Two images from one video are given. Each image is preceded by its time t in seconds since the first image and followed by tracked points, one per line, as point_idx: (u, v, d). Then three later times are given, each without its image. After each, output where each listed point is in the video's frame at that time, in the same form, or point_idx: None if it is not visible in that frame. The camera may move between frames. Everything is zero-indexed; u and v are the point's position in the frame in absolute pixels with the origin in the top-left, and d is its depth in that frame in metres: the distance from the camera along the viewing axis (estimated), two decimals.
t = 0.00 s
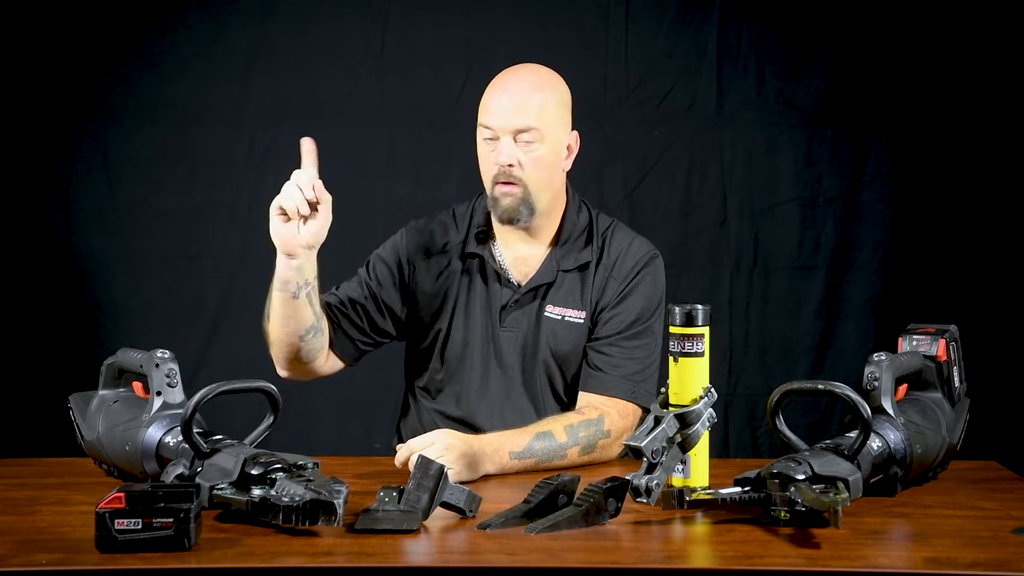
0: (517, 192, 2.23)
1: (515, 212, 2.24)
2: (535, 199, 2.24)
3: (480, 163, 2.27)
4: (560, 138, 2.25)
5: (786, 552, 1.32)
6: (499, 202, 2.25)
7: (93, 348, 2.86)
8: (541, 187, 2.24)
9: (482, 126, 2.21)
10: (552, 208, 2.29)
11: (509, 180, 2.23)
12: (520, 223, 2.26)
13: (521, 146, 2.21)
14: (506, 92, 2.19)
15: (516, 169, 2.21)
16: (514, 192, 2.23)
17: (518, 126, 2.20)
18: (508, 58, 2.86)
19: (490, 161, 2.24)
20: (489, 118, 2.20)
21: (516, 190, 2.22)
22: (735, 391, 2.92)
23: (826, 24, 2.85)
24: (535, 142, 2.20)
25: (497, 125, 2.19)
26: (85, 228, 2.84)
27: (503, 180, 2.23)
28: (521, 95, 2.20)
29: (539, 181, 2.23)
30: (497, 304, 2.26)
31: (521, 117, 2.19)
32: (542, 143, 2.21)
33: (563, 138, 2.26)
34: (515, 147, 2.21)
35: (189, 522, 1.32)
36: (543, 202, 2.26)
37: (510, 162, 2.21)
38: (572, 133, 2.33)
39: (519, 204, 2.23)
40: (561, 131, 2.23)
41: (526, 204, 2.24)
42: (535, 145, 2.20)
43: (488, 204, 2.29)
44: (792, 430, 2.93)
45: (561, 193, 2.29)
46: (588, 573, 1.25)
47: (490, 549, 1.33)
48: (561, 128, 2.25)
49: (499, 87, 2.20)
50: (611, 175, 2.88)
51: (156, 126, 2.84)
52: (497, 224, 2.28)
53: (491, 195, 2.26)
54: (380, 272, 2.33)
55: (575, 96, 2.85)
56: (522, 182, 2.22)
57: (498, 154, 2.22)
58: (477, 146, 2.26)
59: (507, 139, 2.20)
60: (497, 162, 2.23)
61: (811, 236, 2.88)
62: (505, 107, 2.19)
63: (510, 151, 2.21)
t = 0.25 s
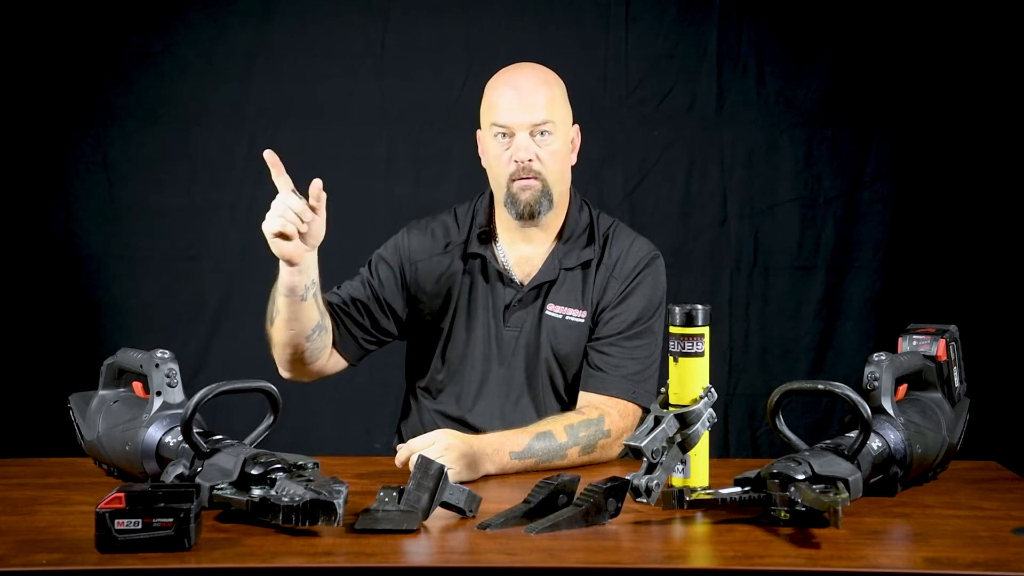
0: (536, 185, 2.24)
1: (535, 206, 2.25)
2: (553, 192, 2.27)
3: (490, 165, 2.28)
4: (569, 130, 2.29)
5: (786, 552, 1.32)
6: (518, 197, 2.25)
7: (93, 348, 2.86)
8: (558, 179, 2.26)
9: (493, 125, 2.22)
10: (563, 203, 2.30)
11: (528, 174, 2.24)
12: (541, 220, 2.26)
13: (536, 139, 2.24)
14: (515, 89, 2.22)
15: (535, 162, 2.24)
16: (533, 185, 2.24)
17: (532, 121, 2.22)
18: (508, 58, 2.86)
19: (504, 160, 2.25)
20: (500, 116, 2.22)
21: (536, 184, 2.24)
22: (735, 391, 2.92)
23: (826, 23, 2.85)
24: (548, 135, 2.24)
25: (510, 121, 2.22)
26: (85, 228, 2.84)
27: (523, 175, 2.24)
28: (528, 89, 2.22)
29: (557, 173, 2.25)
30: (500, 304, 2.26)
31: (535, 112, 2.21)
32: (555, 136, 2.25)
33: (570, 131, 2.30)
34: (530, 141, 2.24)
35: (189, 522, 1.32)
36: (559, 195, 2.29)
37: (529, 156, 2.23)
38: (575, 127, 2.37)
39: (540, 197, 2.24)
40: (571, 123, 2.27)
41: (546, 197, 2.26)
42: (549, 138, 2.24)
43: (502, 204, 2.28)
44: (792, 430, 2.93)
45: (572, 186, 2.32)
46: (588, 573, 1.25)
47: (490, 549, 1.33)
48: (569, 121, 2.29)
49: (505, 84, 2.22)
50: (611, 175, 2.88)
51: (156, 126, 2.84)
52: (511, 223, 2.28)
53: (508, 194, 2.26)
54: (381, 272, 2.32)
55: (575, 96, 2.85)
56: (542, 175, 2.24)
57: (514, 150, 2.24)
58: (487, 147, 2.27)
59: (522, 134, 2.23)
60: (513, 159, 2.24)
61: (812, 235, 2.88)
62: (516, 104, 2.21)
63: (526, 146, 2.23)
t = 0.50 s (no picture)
0: (535, 185, 2.25)
1: (534, 205, 2.26)
2: (552, 190, 2.28)
3: (490, 163, 2.29)
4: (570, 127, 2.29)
5: (786, 552, 1.32)
6: (517, 197, 2.27)
7: (93, 348, 2.86)
8: (558, 177, 2.28)
9: (493, 125, 2.23)
10: (562, 202, 2.30)
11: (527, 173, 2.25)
12: (540, 219, 2.27)
13: (536, 138, 2.24)
14: (515, 89, 2.21)
15: (534, 161, 2.25)
16: (532, 185, 2.25)
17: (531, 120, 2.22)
18: (508, 58, 2.86)
19: (504, 158, 2.26)
20: (500, 115, 2.22)
21: (536, 183, 2.25)
22: (735, 391, 2.92)
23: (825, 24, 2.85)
24: (548, 134, 2.24)
25: (510, 121, 2.22)
26: (85, 228, 2.84)
27: (522, 175, 2.25)
28: (528, 89, 2.21)
29: (556, 173, 2.26)
30: (500, 304, 2.26)
31: (535, 112, 2.21)
32: (555, 135, 2.25)
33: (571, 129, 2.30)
34: (529, 141, 2.24)
35: (189, 522, 1.32)
36: (558, 194, 2.30)
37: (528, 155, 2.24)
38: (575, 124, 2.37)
39: (539, 196, 2.26)
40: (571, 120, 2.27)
41: (545, 195, 2.27)
42: (549, 137, 2.24)
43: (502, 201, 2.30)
44: (792, 430, 2.93)
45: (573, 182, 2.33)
46: (588, 573, 1.25)
47: (489, 549, 1.33)
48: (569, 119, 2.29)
49: (506, 84, 2.22)
50: (611, 174, 2.88)
51: (156, 126, 2.84)
52: (512, 222, 2.28)
53: (507, 192, 2.28)
54: (381, 272, 2.33)
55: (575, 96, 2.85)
56: (541, 174, 2.25)
57: (513, 149, 2.25)
58: (487, 146, 2.27)
59: (522, 134, 2.23)
60: (512, 157, 2.25)
61: (812, 235, 2.88)
62: (516, 104, 2.21)
63: (526, 145, 2.24)
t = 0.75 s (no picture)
0: (534, 187, 2.24)
1: (532, 208, 2.25)
2: (551, 192, 2.27)
3: (488, 164, 2.27)
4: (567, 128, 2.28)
5: (786, 552, 1.32)
6: (515, 199, 2.25)
7: (94, 348, 2.86)
8: (556, 179, 2.26)
9: (491, 126, 2.21)
10: (559, 204, 2.30)
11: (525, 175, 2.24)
12: (537, 221, 2.26)
13: (534, 140, 2.23)
14: (514, 90, 2.20)
15: (532, 163, 2.23)
16: (531, 187, 2.24)
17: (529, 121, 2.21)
18: (508, 58, 2.86)
19: (502, 160, 2.25)
20: (498, 116, 2.21)
21: (533, 186, 2.24)
22: (735, 391, 2.92)
23: (825, 24, 2.85)
24: (546, 135, 2.23)
25: (508, 121, 2.21)
26: (85, 228, 2.84)
27: (520, 176, 2.24)
28: (526, 90, 2.20)
29: (554, 174, 2.25)
30: (500, 304, 2.25)
31: (532, 112, 2.20)
32: (553, 136, 2.24)
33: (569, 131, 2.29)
34: (527, 142, 2.23)
35: (189, 522, 1.33)
36: (556, 196, 2.28)
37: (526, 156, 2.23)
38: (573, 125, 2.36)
39: (537, 199, 2.24)
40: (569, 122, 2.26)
41: (543, 198, 2.26)
42: (547, 138, 2.23)
43: (500, 204, 2.29)
44: (792, 430, 2.93)
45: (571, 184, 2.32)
46: (588, 573, 1.25)
47: (490, 549, 1.33)
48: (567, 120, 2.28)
49: (504, 85, 2.21)
50: (611, 174, 2.88)
51: (156, 126, 2.84)
52: (512, 224, 2.28)
53: (505, 194, 2.26)
54: (381, 271, 2.32)
55: (575, 96, 2.85)
56: (540, 176, 2.24)
57: (511, 151, 2.23)
58: (485, 147, 2.26)
59: (520, 135, 2.22)
60: (510, 159, 2.24)
61: (812, 235, 2.88)
62: (514, 105, 2.20)
63: (524, 146, 2.23)
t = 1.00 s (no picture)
0: (532, 187, 2.24)
1: (531, 208, 2.24)
2: (550, 193, 2.26)
3: (488, 165, 2.27)
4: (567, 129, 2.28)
5: (786, 552, 1.32)
6: (514, 199, 2.24)
7: (94, 347, 2.86)
8: (554, 180, 2.26)
9: (490, 126, 2.21)
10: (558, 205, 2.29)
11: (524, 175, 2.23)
12: (536, 221, 2.26)
13: (533, 140, 2.22)
14: (513, 90, 2.20)
15: (531, 163, 2.23)
16: (530, 187, 2.24)
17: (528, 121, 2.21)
18: (508, 58, 2.86)
19: (501, 160, 2.25)
20: (497, 117, 2.21)
21: (532, 186, 2.24)
22: (735, 391, 2.92)
23: (825, 24, 2.85)
24: (545, 135, 2.23)
25: (507, 122, 2.21)
26: (85, 228, 2.84)
27: (519, 177, 2.23)
28: (526, 90, 2.20)
29: (553, 174, 2.25)
30: (500, 304, 2.25)
31: (531, 113, 2.20)
32: (552, 136, 2.23)
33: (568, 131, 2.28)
34: (526, 142, 2.22)
35: (189, 522, 1.33)
36: (555, 197, 2.28)
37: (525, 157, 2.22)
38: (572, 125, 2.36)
39: (536, 199, 2.24)
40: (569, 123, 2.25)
41: (542, 198, 2.25)
42: (545, 139, 2.23)
43: (499, 204, 2.28)
44: (792, 430, 2.93)
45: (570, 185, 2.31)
46: (588, 573, 1.25)
47: (490, 549, 1.33)
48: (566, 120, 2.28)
49: (503, 85, 2.21)
50: (611, 175, 2.88)
51: (156, 126, 2.84)
52: (511, 224, 2.27)
53: (504, 195, 2.26)
54: (381, 273, 2.33)
55: (575, 96, 2.85)
56: (538, 177, 2.23)
57: (510, 151, 2.23)
58: (484, 147, 2.26)
59: (519, 135, 2.22)
60: (509, 159, 2.23)
61: (812, 235, 2.88)
62: (514, 105, 2.20)
63: (522, 146, 2.22)
